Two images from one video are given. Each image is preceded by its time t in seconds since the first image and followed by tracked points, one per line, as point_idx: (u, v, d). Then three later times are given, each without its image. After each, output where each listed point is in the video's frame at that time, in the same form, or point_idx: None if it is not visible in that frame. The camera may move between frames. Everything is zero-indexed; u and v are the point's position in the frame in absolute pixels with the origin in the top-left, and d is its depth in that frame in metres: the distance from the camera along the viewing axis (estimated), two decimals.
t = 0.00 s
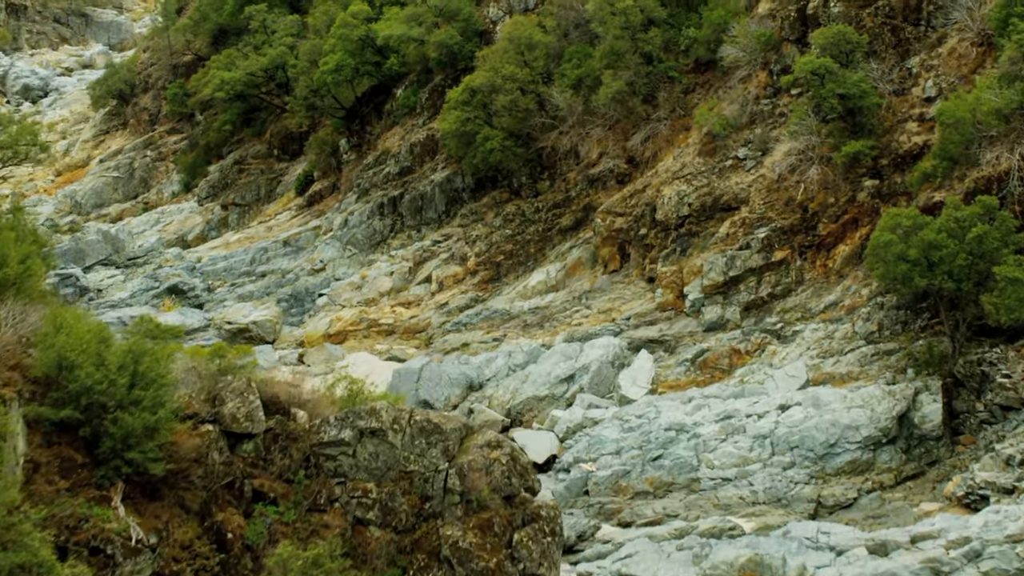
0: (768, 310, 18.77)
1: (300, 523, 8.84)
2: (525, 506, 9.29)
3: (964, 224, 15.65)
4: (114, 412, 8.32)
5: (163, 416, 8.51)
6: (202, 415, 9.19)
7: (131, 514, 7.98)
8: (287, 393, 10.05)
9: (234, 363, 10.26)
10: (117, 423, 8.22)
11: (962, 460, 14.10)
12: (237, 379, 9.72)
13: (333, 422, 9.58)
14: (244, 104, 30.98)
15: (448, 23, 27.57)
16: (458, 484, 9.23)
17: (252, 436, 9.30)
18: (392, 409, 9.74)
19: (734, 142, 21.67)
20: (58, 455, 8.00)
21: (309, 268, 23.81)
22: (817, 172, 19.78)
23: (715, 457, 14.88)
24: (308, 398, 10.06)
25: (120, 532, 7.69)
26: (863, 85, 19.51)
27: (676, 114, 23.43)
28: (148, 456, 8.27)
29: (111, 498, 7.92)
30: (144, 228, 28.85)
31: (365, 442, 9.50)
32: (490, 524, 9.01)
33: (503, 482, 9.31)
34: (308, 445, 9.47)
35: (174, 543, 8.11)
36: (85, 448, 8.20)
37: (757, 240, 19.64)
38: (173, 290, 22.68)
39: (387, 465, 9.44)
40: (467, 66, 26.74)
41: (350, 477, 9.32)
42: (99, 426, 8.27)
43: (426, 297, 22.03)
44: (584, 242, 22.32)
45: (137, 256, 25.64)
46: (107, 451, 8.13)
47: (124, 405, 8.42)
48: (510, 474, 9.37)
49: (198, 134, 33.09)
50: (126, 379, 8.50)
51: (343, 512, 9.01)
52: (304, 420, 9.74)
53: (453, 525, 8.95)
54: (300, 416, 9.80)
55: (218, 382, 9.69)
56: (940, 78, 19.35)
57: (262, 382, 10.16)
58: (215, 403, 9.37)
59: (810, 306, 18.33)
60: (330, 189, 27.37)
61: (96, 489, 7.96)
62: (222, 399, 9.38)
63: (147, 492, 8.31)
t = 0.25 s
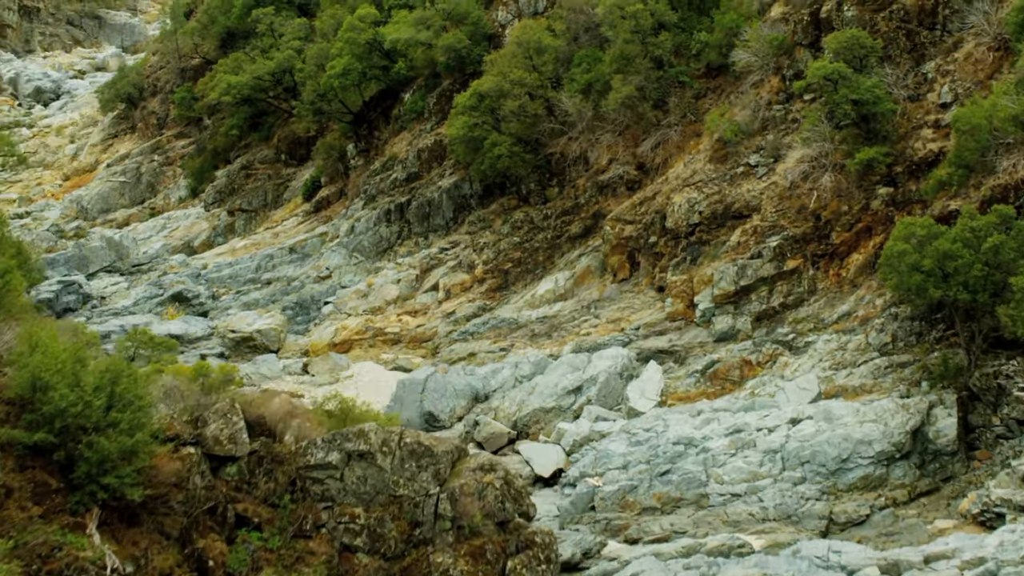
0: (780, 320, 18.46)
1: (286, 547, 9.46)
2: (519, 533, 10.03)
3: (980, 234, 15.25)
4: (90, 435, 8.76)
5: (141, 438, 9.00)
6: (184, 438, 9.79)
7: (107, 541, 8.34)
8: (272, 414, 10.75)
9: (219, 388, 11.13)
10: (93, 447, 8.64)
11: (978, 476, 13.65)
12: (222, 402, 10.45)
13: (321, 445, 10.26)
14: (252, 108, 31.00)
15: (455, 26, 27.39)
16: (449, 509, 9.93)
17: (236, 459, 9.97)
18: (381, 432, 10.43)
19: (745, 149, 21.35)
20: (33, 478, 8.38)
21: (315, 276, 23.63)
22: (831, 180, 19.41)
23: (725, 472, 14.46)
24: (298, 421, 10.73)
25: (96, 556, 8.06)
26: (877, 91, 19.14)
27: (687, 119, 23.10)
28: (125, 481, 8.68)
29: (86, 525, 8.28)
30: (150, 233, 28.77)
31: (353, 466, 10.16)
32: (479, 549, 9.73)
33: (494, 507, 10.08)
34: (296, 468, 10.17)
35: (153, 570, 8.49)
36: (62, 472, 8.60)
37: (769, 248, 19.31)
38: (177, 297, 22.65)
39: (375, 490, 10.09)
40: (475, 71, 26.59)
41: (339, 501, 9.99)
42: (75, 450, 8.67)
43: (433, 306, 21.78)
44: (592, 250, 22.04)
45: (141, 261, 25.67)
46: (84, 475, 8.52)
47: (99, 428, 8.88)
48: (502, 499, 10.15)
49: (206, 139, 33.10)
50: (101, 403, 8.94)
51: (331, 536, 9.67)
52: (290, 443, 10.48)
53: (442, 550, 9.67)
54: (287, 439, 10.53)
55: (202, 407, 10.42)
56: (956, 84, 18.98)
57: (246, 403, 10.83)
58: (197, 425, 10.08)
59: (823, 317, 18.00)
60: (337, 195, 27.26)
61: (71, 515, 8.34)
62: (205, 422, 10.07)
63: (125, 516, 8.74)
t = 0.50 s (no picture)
0: (792, 331, 18.08)
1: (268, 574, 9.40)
2: (510, 561, 10.00)
3: (998, 243, 14.51)
4: (62, 459, 8.55)
5: (115, 463, 8.84)
6: (164, 461, 9.72)
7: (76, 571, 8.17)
8: (256, 435, 10.68)
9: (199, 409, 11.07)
10: (64, 472, 8.44)
11: (994, 494, 12.86)
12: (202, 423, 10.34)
13: (305, 469, 10.13)
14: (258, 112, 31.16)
15: (463, 30, 27.16)
16: (437, 535, 9.91)
17: (216, 483, 9.88)
18: (368, 455, 10.34)
19: (756, 156, 21.05)
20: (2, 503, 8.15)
21: (320, 283, 23.47)
22: (843, 188, 19.01)
23: (733, 488, 13.91)
24: (282, 444, 10.67)
25: None
26: (890, 97, 18.78)
27: (698, 125, 22.78)
28: (98, 507, 8.51)
29: (55, 554, 8.09)
30: (156, 237, 28.94)
31: (338, 491, 10.05)
32: None
33: (484, 531, 10.11)
34: (278, 493, 10.04)
35: None
36: (31, 497, 8.37)
37: (780, 258, 18.97)
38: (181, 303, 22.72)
39: (360, 516, 9.97)
40: (483, 75, 26.46)
41: (323, 527, 9.87)
42: (45, 475, 8.45)
43: (439, 314, 21.58)
44: (602, 259, 21.72)
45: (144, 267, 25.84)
46: (53, 501, 8.32)
47: (71, 452, 8.69)
48: (492, 526, 10.19)
49: (213, 144, 33.39)
50: (74, 426, 8.72)
51: (314, 563, 9.59)
52: (273, 466, 10.36)
53: None
54: (269, 460, 10.43)
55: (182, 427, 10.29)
56: (972, 90, 18.45)
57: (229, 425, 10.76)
58: (176, 448, 9.94)
59: (835, 328, 17.55)
60: (343, 202, 27.32)
61: (41, 543, 8.14)
62: (186, 444, 9.97)
63: (99, 544, 8.60)
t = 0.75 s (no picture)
0: (803, 343, 17.60)
1: None
2: None
3: (1016, 253, 13.58)
4: (30, 485, 7.47)
5: (88, 488, 7.82)
6: (138, 485, 8.68)
7: None
8: (236, 460, 9.64)
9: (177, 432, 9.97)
10: (32, 499, 7.38)
11: (1010, 511, 12.04)
12: (179, 446, 9.28)
13: (287, 494, 9.19)
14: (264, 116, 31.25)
15: (470, 33, 26.94)
16: (426, 564, 9.04)
17: (191, 509, 8.77)
18: (352, 481, 9.49)
19: (768, 163, 20.69)
20: None
21: (325, 291, 23.43)
22: (856, 197, 18.58)
23: (741, 505, 13.31)
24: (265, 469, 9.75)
25: None
26: (904, 103, 18.27)
27: (708, 131, 22.47)
28: (68, 538, 7.49)
29: None
30: (160, 245, 29.37)
31: (321, 517, 9.13)
32: None
33: (475, 559, 9.27)
34: (260, 520, 9.07)
35: None
36: None
37: (792, 267, 18.52)
38: (184, 311, 22.77)
39: (344, 545, 9.07)
40: (491, 79, 26.33)
41: (305, 556, 8.94)
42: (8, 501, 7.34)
43: (445, 323, 21.34)
44: (610, 268, 21.44)
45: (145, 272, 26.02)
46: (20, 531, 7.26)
47: (39, 478, 7.62)
48: (484, 554, 9.42)
49: (219, 149, 33.53)
50: (44, 449, 7.65)
51: None
52: (254, 492, 9.38)
53: None
54: (251, 485, 9.51)
55: (159, 450, 9.25)
56: (988, 96, 17.88)
57: (206, 449, 9.67)
58: (152, 472, 8.91)
59: (847, 340, 16.96)
60: (350, 207, 27.31)
61: None
62: (162, 468, 8.94)
63: None
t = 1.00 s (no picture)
0: (814, 355, 17.20)
1: None
2: None
3: None
4: None
5: (54, 518, 7.41)
6: (111, 512, 8.26)
7: None
8: (213, 486, 9.17)
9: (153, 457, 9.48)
10: None
11: None
12: (154, 472, 8.81)
13: (266, 523, 8.55)
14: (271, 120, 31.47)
15: (478, 37, 26.90)
16: None
17: (168, 539, 8.37)
18: (333, 507, 8.60)
19: (779, 170, 20.35)
20: None
21: (330, 299, 23.24)
22: (869, 205, 18.15)
23: (750, 522, 12.70)
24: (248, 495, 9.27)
25: None
26: (918, 111, 17.72)
27: (719, 138, 22.16)
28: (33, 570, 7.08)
29: None
30: (166, 250, 29.70)
31: (301, 547, 8.35)
32: None
33: None
34: (238, 548, 8.53)
35: None
36: None
37: (803, 277, 18.14)
38: (187, 319, 22.77)
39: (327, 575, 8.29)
40: (498, 84, 26.18)
41: None
42: None
43: (451, 332, 21.12)
44: (619, 277, 21.16)
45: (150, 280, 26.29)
46: None
47: (4, 508, 7.22)
48: None
49: (225, 153, 33.97)
50: (8, 477, 7.27)
51: None
52: (232, 520, 8.94)
53: None
54: (229, 512, 9.06)
55: (134, 476, 8.79)
56: (1004, 103, 17.28)
57: (183, 473, 9.21)
58: (126, 500, 8.45)
59: (860, 352, 16.53)
60: (357, 213, 27.30)
61: None
62: (135, 495, 8.47)
63: None
